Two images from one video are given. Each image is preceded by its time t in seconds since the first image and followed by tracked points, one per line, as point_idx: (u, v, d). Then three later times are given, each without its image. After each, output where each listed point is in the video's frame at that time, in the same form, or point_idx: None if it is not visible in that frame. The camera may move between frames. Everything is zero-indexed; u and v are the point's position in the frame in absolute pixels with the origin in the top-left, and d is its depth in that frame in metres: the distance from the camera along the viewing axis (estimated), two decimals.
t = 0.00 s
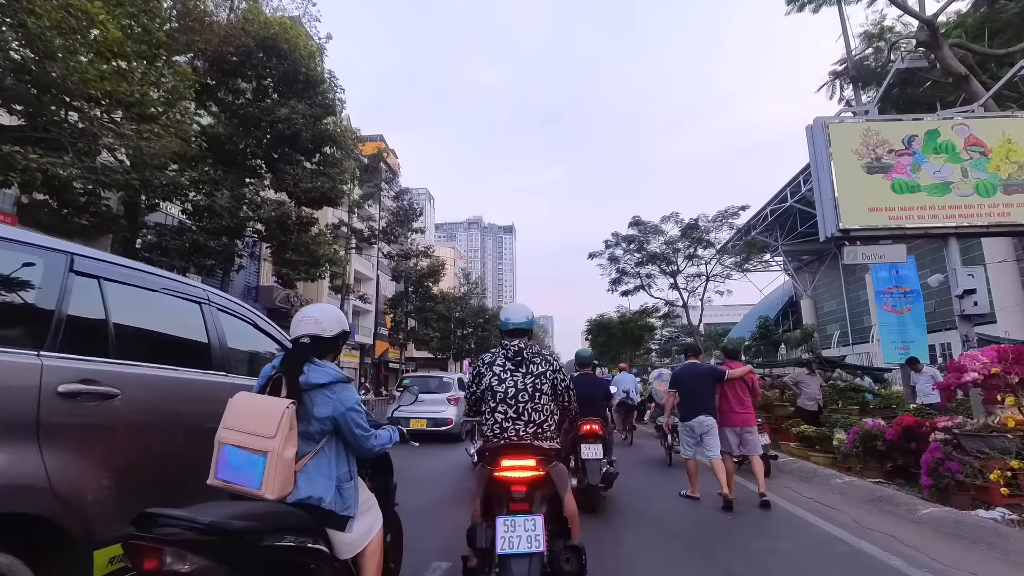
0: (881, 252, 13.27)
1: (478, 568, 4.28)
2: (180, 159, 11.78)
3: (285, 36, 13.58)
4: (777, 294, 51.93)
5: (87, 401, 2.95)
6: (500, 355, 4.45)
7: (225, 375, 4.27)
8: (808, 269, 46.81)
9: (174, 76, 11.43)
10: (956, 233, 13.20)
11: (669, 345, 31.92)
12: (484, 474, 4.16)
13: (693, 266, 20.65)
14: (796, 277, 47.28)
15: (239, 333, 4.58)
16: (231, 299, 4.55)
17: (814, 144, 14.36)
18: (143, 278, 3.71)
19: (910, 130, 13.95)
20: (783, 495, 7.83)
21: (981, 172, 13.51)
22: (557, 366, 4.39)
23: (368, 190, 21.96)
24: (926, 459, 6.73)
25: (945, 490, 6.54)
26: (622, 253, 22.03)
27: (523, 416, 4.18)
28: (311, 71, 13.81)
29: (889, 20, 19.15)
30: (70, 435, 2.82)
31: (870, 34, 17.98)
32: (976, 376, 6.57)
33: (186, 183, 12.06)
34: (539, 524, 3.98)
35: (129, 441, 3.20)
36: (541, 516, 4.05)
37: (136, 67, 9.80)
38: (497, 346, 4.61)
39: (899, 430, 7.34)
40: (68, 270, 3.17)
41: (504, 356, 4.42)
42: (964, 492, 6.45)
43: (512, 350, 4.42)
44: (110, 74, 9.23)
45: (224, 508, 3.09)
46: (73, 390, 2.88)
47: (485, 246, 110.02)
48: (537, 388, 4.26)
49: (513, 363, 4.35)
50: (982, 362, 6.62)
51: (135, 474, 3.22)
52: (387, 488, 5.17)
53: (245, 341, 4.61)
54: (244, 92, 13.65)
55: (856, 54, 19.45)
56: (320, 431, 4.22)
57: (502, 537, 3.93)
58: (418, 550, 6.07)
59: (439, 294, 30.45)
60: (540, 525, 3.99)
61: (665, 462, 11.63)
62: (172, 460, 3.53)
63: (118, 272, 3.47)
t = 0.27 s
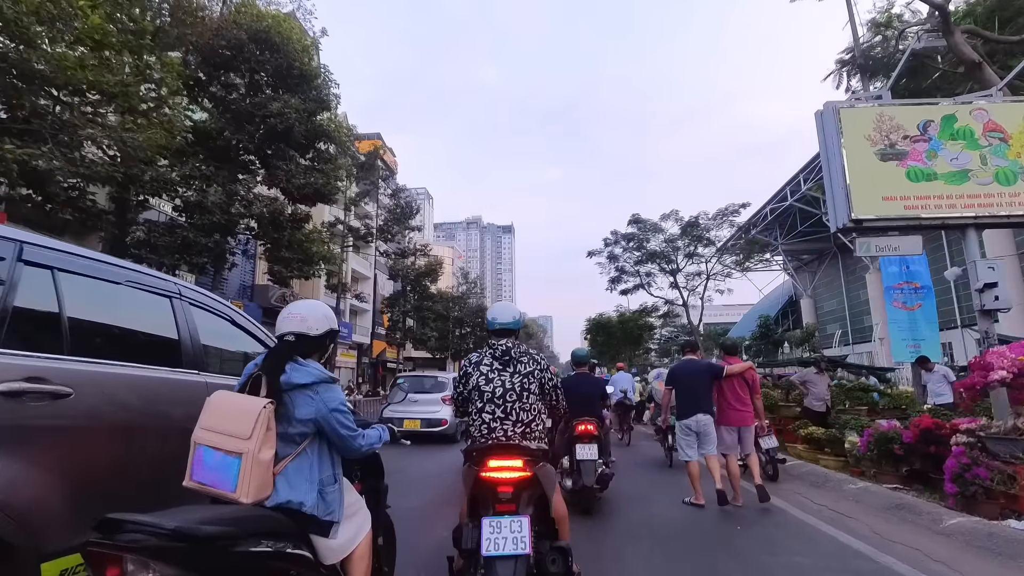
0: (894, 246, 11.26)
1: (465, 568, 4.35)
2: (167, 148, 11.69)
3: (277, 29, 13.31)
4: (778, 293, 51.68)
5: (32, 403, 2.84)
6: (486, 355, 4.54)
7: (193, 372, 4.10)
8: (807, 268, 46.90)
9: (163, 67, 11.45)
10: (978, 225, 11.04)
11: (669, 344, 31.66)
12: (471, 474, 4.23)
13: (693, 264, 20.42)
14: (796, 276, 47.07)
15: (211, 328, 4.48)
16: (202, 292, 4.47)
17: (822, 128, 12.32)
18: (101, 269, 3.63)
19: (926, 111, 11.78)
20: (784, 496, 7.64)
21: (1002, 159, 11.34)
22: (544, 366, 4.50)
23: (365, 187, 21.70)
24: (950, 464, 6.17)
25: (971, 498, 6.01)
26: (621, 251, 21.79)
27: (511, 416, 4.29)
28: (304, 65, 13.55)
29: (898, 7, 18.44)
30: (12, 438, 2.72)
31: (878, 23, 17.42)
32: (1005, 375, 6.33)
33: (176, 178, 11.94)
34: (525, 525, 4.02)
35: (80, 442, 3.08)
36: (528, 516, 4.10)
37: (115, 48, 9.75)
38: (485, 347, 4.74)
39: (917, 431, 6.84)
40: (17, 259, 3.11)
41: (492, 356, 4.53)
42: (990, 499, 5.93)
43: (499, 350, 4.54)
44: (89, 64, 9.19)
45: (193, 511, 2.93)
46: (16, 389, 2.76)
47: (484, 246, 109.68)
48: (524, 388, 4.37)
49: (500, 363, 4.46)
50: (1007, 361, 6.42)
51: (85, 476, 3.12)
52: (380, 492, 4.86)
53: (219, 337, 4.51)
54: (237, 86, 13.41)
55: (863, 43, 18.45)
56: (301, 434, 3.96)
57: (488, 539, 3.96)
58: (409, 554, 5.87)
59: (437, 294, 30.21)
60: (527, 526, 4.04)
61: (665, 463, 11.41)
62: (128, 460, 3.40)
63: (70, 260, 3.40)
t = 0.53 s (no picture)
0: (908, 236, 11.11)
1: (452, 567, 4.29)
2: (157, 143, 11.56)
3: (271, 22, 13.04)
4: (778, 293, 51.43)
5: None
6: (475, 354, 4.53)
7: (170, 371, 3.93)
8: (807, 267, 46.95)
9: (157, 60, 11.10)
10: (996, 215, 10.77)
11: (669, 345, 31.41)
12: (460, 473, 4.19)
13: (694, 262, 20.17)
14: (797, 275, 46.84)
15: (188, 324, 4.35)
16: (175, 286, 4.35)
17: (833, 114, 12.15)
18: (69, 261, 3.50)
19: (943, 98, 11.60)
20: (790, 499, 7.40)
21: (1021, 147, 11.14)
22: (534, 364, 4.48)
23: (362, 185, 21.45)
24: (978, 470, 5.67)
25: (1000, 507, 5.58)
26: (621, 250, 21.55)
27: (501, 415, 4.25)
28: (299, 60, 13.34)
29: None
30: None
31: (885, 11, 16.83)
32: None
33: (167, 174, 11.78)
34: (513, 526, 3.99)
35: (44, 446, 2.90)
36: (516, 516, 4.06)
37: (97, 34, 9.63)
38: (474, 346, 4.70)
39: (937, 434, 6.39)
40: None
41: (481, 356, 4.51)
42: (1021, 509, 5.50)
43: (489, 349, 4.52)
44: (73, 55, 9.13)
45: (160, 519, 2.72)
46: None
47: (484, 246, 109.40)
48: (514, 386, 4.34)
49: (490, 362, 4.44)
50: None
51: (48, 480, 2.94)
52: (370, 493, 4.53)
53: (196, 334, 4.39)
54: (230, 82, 13.20)
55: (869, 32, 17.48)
56: (287, 436, 3.67)
57: (475, 539, 3.93)
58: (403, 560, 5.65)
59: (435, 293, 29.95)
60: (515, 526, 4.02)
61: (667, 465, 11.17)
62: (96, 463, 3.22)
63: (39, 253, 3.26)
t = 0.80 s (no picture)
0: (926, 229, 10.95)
1: (440, 566, 4.22)
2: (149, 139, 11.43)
3: (267, 17, 12.83)
4: (779, 293, 51.34)
5: None
6: (468, 352, 4.49)
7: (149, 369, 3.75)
8: (808, 266, 46.87)
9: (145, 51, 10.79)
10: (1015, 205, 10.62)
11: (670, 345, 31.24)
12: (449, 471, 4.10)
13: (695, 261, 19.97)
14: (798, 275, 46.68)
15: (169, 321, 4.19)
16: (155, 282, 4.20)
17: (844, 102, 11.92)
18: (42, 255, 3.32)
19: (958, 85, 11.44)
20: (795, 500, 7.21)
21: None
22: (526, 362, 4.43)
23: (359, 183, 21.27)
24: (1005, 475, 5.34)
25: None
26: (621, 248, 21.35)
27: (494, 413, 4.22)
28: (295, 56, 13.15)
29: None
30: None
31: None
32: None
33: (161, 171, 11.63)
34: (501, 524, 3.92)
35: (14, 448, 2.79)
36: (506, 516, 3.98)
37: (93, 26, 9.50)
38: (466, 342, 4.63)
39: (956, 435, 6.07)
40: None
41: (473, 352, 4.45)
42: None
43: (480, 346, 4.46)
44: (62, 46, 8.87)
45: (128, 524, 2.55)
46: None
47: (484, 245, 109.26)
48: (506, 384, 4.30)
49: (482, 360, 4.39)
50: None
51: (18, 481, 2.81)
52: (360, 495, 4.32)
53: (178, 331, 4.23)
54: (226, 77, 13.05)
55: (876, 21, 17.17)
56: (274, 435, 3.49)
57: (463, 538, 3.85)
58: (396, 563, 5.46)
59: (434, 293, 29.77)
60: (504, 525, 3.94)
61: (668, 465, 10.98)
62: (71, 465, 3.06)
63: (9, 245, 3.11)
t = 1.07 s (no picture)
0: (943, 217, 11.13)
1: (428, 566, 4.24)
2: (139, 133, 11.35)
3: (261, 10, 12.58)
4: (780, 292, 51.11)
5: None
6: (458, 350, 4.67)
7: (123, 367, 3.78)
8: (809, 266, 46.71)
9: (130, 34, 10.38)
10: None
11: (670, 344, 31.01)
12: (437, 469, 4.19)
13: (696, 259, 19.77)
14: (798, 274, 46.49)
15: (146, 315, 4.25)
16: (133, 275, 4.26)
17: (858, 84, 11.66)
18: (24, 252, 3.44)
19: (978, 66, 11.18)
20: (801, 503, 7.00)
21: None
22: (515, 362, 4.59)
23: (357, 180, 21.04)
24: None
25: None
26: (622, 247, 21.14)
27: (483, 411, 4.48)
28: (290, 50, 12.93)
29: None
30: None
31: None
32: None
33: (153, 167, 11.51)
34: (487, 524, 3.96)
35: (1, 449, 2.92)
36: (491, 514, 4.04)
37: (83, 15, 9.30)
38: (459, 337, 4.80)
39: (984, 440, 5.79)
40: None
41: (465, 351, 4.63)
42: None
43: (471, 346, 4.62)
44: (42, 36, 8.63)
45: (88, 533, 2.35)
46: None
47: (484, 245, 109.07)
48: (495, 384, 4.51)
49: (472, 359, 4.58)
50: None
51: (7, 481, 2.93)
52: (348, 497, 4.08)
53: (154, 326, 4.29)
54: (221, 72, 12.83)
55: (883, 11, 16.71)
56: (256, 433, 3.25)
57: (448, 537, 3.92)
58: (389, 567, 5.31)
59: (433, 292, 29.56)
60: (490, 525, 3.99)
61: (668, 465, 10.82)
62: (53, 465, 3.14)
63: None
